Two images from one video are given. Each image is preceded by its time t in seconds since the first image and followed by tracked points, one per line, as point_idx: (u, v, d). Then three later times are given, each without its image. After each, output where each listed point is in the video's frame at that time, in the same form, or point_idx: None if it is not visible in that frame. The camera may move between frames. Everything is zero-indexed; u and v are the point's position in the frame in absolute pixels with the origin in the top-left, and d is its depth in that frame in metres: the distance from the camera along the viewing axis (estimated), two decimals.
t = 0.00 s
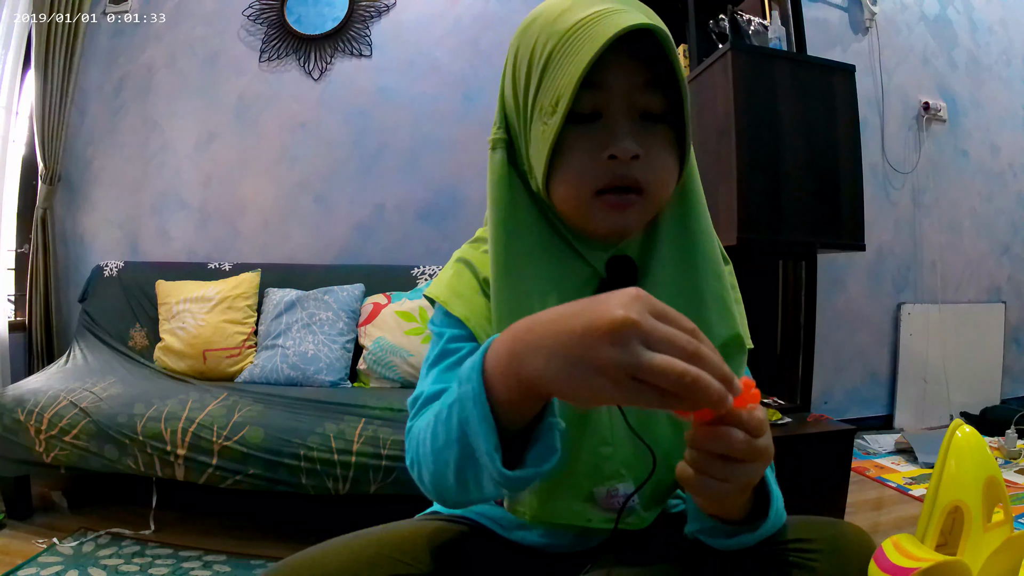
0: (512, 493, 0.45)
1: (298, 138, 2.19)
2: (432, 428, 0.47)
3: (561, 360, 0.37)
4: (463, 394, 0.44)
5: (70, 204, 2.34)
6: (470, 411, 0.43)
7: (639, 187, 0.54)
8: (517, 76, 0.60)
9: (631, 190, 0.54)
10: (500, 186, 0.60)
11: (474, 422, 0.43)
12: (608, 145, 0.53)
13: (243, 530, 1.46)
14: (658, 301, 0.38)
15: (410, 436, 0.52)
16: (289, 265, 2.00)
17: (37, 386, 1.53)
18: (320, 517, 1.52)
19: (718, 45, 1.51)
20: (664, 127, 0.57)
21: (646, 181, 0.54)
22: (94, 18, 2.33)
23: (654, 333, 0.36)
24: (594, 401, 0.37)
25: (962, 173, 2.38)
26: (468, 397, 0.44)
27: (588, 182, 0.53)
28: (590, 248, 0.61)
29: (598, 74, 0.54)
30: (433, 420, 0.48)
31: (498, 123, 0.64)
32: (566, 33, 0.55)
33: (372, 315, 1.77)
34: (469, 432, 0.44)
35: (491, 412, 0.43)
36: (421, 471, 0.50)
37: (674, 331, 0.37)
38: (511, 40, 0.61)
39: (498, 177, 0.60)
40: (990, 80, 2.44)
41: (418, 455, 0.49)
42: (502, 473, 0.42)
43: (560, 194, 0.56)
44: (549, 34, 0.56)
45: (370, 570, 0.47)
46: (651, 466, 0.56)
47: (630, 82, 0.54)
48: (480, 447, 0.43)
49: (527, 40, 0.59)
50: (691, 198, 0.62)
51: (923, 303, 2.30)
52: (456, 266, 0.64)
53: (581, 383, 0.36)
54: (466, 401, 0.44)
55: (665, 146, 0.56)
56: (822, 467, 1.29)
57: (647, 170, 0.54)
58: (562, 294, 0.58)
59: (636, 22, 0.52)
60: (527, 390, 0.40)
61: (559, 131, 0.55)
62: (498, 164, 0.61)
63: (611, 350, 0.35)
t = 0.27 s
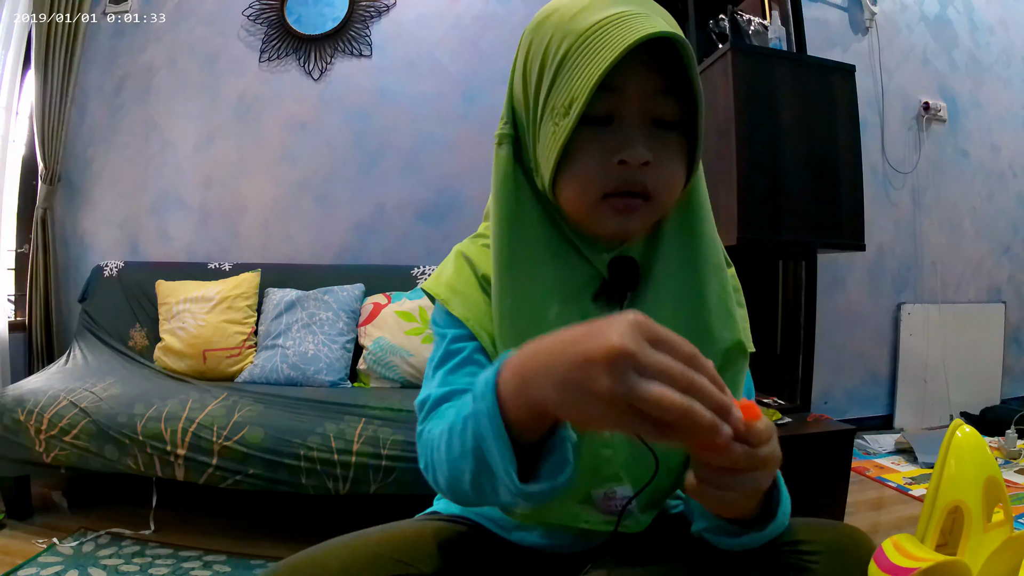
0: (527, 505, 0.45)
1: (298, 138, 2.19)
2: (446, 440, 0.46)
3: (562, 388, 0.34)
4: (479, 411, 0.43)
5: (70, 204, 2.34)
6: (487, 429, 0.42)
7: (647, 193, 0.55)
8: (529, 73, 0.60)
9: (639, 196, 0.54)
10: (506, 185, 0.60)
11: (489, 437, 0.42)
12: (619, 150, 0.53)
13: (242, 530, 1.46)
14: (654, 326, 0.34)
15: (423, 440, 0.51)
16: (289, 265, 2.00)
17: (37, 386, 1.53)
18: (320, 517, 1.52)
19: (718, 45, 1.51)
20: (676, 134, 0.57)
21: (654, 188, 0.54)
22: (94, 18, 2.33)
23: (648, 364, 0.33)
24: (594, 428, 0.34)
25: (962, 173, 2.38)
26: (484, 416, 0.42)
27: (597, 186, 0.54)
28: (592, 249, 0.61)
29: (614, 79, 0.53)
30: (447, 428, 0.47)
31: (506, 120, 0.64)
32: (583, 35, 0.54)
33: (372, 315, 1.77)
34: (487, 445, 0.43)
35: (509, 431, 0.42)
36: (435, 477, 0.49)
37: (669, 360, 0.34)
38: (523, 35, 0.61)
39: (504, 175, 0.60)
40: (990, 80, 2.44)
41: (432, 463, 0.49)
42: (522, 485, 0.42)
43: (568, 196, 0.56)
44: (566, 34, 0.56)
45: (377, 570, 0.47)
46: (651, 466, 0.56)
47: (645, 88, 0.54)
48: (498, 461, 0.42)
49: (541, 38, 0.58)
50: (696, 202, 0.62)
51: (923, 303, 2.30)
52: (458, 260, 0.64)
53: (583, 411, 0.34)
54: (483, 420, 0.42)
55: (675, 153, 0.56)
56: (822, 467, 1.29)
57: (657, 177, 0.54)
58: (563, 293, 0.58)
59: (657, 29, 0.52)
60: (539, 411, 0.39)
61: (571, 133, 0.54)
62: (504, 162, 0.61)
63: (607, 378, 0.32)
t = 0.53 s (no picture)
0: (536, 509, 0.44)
1: (298, 138, 2.19)
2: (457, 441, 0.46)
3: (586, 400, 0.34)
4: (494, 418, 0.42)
5: (70, 204, 2.34)
6: (503, 436, 0.42)
7: (653, 189, 0.55)
8: (538, 71, 0.60)
9: (645, 192, 0.55)
10: (515, 181, 0.60)
11: (505, 451, 0.41)
12: (626, 146, 0.53)
13: (242, 530, 1.46)
14: (683, 347, 0.32)
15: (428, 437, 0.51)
16: (289, 265, 2.00)
17: (37, 386, 1.53)
18: (320, 517, 1.52)
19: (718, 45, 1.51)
20: (683, 132, 0.57)
21: (661, 185, 0.54)
22: (94, 18, 2.33)
23: (672, 384, 0.32)
24: (615, 446, 0.34)
25: (962, 173, 2.38)
26: (500, 423, 0.42)
27: (604, 182, 0.54)
28: (600, 246, 0.61)
29: (621, 76, 0.53)
30: (458, 433, 0.46)
31: (516, 117, 0.64)
32: (591, 33, 0.54)
33: (372, 316, 1.77)
34: (501, 455, 0.42)
35: (524, 440, 0.41)
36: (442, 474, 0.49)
37: (694, 383, 0.33)
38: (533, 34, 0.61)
39: (513, 172, 0.60)
40: (990, 80, 2.44)
41: (440, 460, 0.48)
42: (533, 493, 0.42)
43: (576, 192, 0.56)
44: (574, 32, 0.56)
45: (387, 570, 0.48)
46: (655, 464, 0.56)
47: (653, 85, 0.54)
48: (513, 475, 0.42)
49: (550, 36, 0.58)
50: (705, 201, 0.62)
51: (923, 303, 2.30)
52: (466, 257, 0.64)
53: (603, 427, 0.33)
54: (498, 426, 0.42)
55: (682, 151, 0.56)
56: (822, 467, 1.29)
57: (663, 173, 0.54)
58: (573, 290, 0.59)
59: (663, 27, 0.52)
60: (557, 423, 0.38)
61: (578, 130, 0.54)
62: (515, 159, 0.61)
63: (631, 394, 0.31)
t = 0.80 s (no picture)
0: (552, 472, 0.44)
1: (298, 138, 2.19)
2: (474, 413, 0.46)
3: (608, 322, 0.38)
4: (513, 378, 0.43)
5: (70, 204, 2.34)
6: (521, 395, 0.42)
7: (648, 185, 0.54)
8: (534, 73, 0.60)
9: (639, 188, 0.54)
10: (514, 181, 0.60)
11: (526, 401, 0.42)
12: (620, 142, 0.53)
13: (242, 531, 1.46)
14: (699, 302, 0.40)
15: (435, 432, 0.51)
16: (289, 265, 2.00)
17: (37, 386, 1.53)
18: (320, 517, 1.52)
19: (718, 45, 1.51)
20: (677, 129, 0.57)
21: (655, 180, 0.54)
22: (94, 18, 2.33)
23: (688, 322, 0.38)
24: (625, 377, 0.37)
25: (962, 173, 2.38)
26: (518, 382, 0.42)
27: (599, 178, 0.54)
28: (599, 245, 0.61)
29: (614, 74, 0.53)
30: (472, 409, 0.46)
31: (515, 119, 0.64)
32: (585, 33, 0.54)
33: (372, 316, 1.77)
34: (520, 411, 0.42)
35: (545, 395, 0.42)
36: (448, 458, 0.48)
37: (700, 330, 0.39)
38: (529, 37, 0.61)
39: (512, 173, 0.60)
40: (990, 80, 2.44)
41: (448, 445, 0.48)
42: (553, 450, 0.41)
43: (572, 189, 0.56)
44: (567, 33, 0.56)
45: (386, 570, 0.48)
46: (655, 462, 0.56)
47: (645, 83, 0.54)
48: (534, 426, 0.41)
49: (545, 38, 0.58)
50: (701, 201, 0.62)
51: (923, 303, 2.30)
52: (469, 257, 0.63)
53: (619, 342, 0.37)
54: (516, 385, 0.42)
55: (676, 148, 0.56)
56: (822, 467, 1.29)
57: (657, 170, 0.54)
58: (571, 288, 0.58)
59: (654, 26, 0.52)
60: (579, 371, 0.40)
61: (572, 127, 0.55)
62: (515, 159, 0.61)
63: (650, 321, 0.37)
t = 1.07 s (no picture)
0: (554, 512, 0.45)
1: (298, 138, 2.19)
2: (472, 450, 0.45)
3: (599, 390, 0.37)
4: (518, 425, 0.43)
5: (70, 204, 2.34)
6: (526, 446, 0.42)
7: (639, 184, 0.54)
8: (525, 76, 0.60)
9: (630, 187, 0.54)
10: (507, 183, 0.60)
11: (529, 455, 0.42)
12: (609, 143, 0.53)
13: (242, 531, 1.46)
14: (690, 359, 0.38)
15: (436, 448, 0.51)
16: (290, 265, 2.00)
17: (37, 386, 1.53)
18: (320, 517, 1.52)
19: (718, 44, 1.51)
20: (668, 128, 0.57)
21: (646, 179, 0.54)
22: (94, 18, 2.33)
23: (677, 388, 0.37)
24: (605, 440, 0.36)
25: (962, 173, 2.38)
26: (524, 432, 0.42)
27: (590, 179, 0.54)
28: (592, 245, 0.60)
29: (602, 74, 0.54)
30: (472, 441, 0.46)
31: (508, 122, 0.64)
32: (574, 34, 0.54)
33: (372, 315, 1.77)
34: (523, 460, 0.42)
35: (548, 447, 0.42)
36: (450, 484, 0.48)
37: (692, 393, 0.37)
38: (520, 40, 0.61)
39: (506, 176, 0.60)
40: (990, 80, 2.44)
41: (448, 469, 0.48)
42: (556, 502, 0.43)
43: (564, 190, 0.56)
44: (557, 36, 0.56)
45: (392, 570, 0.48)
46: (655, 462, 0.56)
47: (634, 82, 0.54)
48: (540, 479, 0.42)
49: (536, 41, 0.59)
50: (694, 198, 0.62)
51: (923, 303, 2.30)
52: (463, 266, 0.63)
53: (608, 409, 0.36)
54: (522, 434, 0.42)
55: (667, 146, 0.56)
56: (822, 468, 1.29)
57: (647, 168, 0.54)
58: (563, 289, 0.58)
59: (641, 25, 0.52)
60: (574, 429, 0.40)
61: (563, 129, 0.55)
62: (508, 163, 0.61)
63: (635, 390, 0.36)
